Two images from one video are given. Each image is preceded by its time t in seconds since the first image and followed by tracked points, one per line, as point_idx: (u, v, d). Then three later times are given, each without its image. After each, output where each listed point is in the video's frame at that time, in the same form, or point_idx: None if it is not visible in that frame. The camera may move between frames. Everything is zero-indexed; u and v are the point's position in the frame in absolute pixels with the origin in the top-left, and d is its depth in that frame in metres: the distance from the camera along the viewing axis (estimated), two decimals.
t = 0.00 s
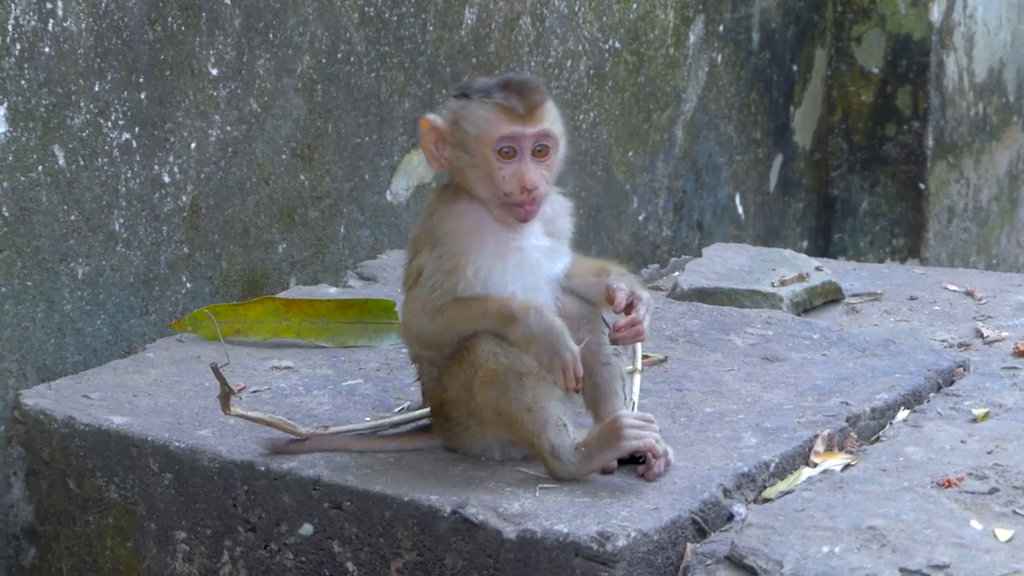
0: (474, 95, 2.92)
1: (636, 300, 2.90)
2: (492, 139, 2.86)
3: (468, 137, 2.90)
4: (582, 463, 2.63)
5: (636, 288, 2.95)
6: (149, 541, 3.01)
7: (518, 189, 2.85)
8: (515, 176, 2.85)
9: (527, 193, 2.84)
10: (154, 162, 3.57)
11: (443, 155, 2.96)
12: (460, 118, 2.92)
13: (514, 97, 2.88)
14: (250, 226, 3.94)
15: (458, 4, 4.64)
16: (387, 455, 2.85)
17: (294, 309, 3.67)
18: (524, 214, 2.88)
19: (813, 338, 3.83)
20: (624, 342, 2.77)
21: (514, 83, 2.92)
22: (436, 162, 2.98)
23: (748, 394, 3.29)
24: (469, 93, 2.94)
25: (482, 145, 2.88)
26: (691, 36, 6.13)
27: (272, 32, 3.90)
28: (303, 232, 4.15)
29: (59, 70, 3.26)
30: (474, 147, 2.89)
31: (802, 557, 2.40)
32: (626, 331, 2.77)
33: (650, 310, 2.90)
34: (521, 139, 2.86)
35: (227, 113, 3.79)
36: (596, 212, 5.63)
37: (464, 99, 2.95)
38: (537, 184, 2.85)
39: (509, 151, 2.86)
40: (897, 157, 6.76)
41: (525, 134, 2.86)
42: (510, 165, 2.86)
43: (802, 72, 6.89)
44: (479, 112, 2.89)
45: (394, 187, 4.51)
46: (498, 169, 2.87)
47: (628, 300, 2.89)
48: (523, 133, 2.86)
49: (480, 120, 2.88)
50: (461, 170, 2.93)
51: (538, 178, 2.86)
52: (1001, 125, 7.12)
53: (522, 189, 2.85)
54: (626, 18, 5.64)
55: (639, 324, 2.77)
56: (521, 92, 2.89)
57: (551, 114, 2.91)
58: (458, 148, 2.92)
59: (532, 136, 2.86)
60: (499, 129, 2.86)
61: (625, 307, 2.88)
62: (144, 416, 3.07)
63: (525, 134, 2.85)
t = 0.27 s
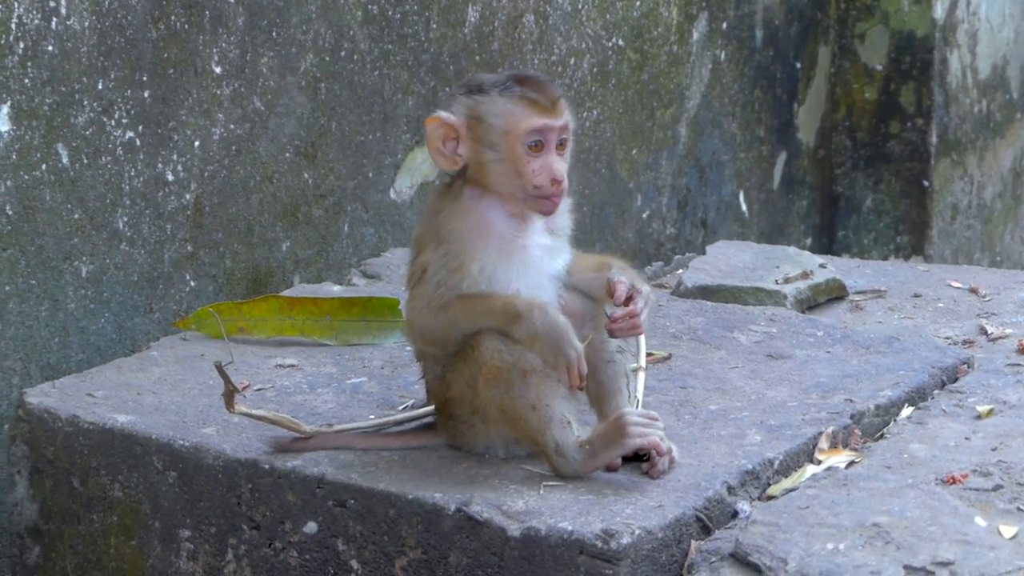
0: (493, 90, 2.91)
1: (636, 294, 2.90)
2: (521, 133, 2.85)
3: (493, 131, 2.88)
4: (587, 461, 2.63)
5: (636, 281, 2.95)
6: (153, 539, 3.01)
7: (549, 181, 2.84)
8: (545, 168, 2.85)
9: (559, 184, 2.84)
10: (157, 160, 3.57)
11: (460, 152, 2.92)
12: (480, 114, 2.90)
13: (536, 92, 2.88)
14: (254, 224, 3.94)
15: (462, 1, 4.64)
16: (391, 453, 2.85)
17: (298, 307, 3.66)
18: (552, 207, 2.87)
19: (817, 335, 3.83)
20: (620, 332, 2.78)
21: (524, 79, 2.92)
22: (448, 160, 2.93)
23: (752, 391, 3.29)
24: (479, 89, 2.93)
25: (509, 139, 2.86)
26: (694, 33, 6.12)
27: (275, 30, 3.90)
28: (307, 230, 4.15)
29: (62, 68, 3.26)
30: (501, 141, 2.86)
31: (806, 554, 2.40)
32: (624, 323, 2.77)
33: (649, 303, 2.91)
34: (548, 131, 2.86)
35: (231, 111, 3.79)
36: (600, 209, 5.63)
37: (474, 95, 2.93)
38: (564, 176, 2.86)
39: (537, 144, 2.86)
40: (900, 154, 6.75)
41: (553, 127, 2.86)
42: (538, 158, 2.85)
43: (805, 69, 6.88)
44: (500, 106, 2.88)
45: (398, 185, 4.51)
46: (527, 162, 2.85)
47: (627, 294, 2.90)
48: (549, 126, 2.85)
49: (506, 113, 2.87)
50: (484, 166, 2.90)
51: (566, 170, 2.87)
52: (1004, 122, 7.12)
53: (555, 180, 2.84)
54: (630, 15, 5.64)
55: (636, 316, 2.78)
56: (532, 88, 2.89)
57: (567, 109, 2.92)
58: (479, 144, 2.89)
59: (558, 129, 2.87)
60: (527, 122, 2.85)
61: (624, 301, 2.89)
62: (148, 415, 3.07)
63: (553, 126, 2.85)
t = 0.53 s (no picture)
0: (526, 84, 2.79)
1: (637, 281, 2.91)
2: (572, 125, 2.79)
3: (548, 125, 2.76)
4: (586, 460, 2.64)
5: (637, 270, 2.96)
6: (153, 539, 3.01)
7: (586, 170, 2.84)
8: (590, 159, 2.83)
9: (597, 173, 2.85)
10: (158, 160, 3.57)
11: (513, 150, 2.73)
12: (527, 109, 2.76)
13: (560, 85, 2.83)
14: (254, 224, 3.94)
15: (462, 1, 4.64)
16: (391, 452, 2.85)
17: (298, 306, 3.68)
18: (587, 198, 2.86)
19: (818, 335, 3.83)
20: (621, 320, 2.85)
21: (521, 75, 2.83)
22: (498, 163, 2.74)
23: (752, 391, 3.29)
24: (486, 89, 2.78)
25: (563, 132, 2.78)
26: (695, 33, 6.12)
27: (276, 29, 3.90)
28: (307, 229, 4.15)
29: (63, 67, 3.26)
30: (558, 135, 2.76)
31: (806, 554, 2.40)
32: (623, 310, 2.84)
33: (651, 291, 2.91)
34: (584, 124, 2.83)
35: (231, 110, 3.79)
36: (600, 209, 5.63)
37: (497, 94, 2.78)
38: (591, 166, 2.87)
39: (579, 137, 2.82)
40: (901, 154, 6.75)
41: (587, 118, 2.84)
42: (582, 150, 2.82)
43: (806, 70, 6.88)
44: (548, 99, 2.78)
45: (399, 184, 4.51)
46: (579, 155, 2.80)
47: (629, 281, 2.90)
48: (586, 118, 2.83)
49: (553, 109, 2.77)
50: (534, 165, 2.78)
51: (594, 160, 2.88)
52: (1004, 123, 7.12)
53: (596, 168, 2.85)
54: (630, 15, 5.64)
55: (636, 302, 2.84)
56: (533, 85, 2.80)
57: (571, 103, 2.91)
58: (530, 144, 2.76)
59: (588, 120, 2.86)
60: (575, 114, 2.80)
61: (626, 288, 2.89)
62: (148, 414, 3.07)
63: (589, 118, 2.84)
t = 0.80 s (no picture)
0: (511, 92, 2.77)
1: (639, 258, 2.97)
2: (546, 135, 2.74)
3: (518, 136, 2.75)
4: (581, 456, 2.65)
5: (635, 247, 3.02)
6: (151, 536, 3.01)
7: (574, 179, 2.78)
8: (570, 168, 2.77)
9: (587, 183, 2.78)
10: (155, 157, 3.57)
11: (479, 158, 2.75)
12: (503, 119, 2.76)
13: (553, 91, 2.76)
14: (252, 222, 3.94)
15: None
16: (389, 450, 2.85)
17: (296, 303, 3.67)
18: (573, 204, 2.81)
19: (815, 332, 3.83)
20: (627, 294, 2.91)
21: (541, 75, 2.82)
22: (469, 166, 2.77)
23: (750, 388, 3.29)
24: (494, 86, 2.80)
25: (534, 142, 2.75)
26: (693, 30, 6.12)
27: (273, 26, 3.89)
28: (305, 227, 4.15)
29: (60, 65, 3.25)
30: (524, 145, 2.75)
31: (804, 551, 2.40)
32: (627, 284, 2.91)
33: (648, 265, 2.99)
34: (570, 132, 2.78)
35: (229, 108, 3.79)
36: (598, 206, 5.63)
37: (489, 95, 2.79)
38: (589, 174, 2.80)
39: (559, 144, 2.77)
40: (899, 151, 6.75)
41: (574, 126, 2.76)
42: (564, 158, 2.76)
43: (804, 67, 6.88)
44: (522, 109, 2.75)
45: (397, 181, 4.51)
46: (555, 163, 2.76)
47: (631, 257, 2.96)
48: (570, 125, 2.76)
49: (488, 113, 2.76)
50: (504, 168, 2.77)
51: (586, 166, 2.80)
52: (1002, 119, 7.12)
53: (581, 178, 2.78)
54: (628, 12, 5.64)
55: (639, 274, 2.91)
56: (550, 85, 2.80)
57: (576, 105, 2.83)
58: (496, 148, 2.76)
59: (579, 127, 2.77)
60: (552, 123, 2.74)
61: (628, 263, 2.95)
62: (146, 412, 3.07)
63: (573, 126, 2.76)
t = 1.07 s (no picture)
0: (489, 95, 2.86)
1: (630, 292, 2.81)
2: (495, 141, 2.79)
3: (478, 136, 2.84)
4: (518, 456, 2.64)
5: (632, 280, 2.86)
6: (147, 536, 3.01)
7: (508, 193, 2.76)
8: (511, 179, 2.77)
9: (519, 197, 2.74)
10: (152, 156, 3.57)
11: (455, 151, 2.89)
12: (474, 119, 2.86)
13: (522, 102, 2.81)
14: (249, 220, 3.93)
15: None
16: (386, 449, 2.84)
17: (292, 303, 3.66)
18: (519, 220, 2.78)
19: (812, 332, 3.83)
20: (598, 326, 2.77)
21: (544, 86, 2.87)
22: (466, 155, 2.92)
23: (746, 388, 3.29)
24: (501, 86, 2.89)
25: (487, 145, 2.81)
26: (690, 30, 6.13)
27: (271, 25, 3.89)
28: (302, 226, 4.15)
29: (57, 63, 3.25)
30: (480, 147, 2.82)
31: (800, 551, 2.40)
32: (601, 315, 2.77)
33: (638, 303, 2.81)
34: (524, 142, 2.78)
35: (226, 106, 3.78)
36: (595, 206, 5.62)
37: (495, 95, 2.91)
38: (533, 191, 2.76)
39: (514, 153, 2.78)
40: (896, 150, 6.76)
41: (524, 139, 2.78)
42: (508, 168, 2.78)
43: (801, 66, 6.89)
44: (487, 113, 2.83)
45: (394, 181, 4.50)
46: (498, 171, 2.79)
47: (617, 289, 2.81)
48: (522, 137, 2.78)
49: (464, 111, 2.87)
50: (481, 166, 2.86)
51: (534, 184, 2.77)
52: (999, 119, 7.13)
53: (516, 192, 2.75)
54: (626, 12, 5.64)
55: (613, 308, 2.76)
56: (543, 95, 2.84)
57: (557, 122, 2.82)
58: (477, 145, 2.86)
59: (531, 143, 2.78)
60: (503, 131, 2.79)
61: (610, 295, 2.81)
62: (143, 411, 3.07)
63: (522, 139, 2.78)
